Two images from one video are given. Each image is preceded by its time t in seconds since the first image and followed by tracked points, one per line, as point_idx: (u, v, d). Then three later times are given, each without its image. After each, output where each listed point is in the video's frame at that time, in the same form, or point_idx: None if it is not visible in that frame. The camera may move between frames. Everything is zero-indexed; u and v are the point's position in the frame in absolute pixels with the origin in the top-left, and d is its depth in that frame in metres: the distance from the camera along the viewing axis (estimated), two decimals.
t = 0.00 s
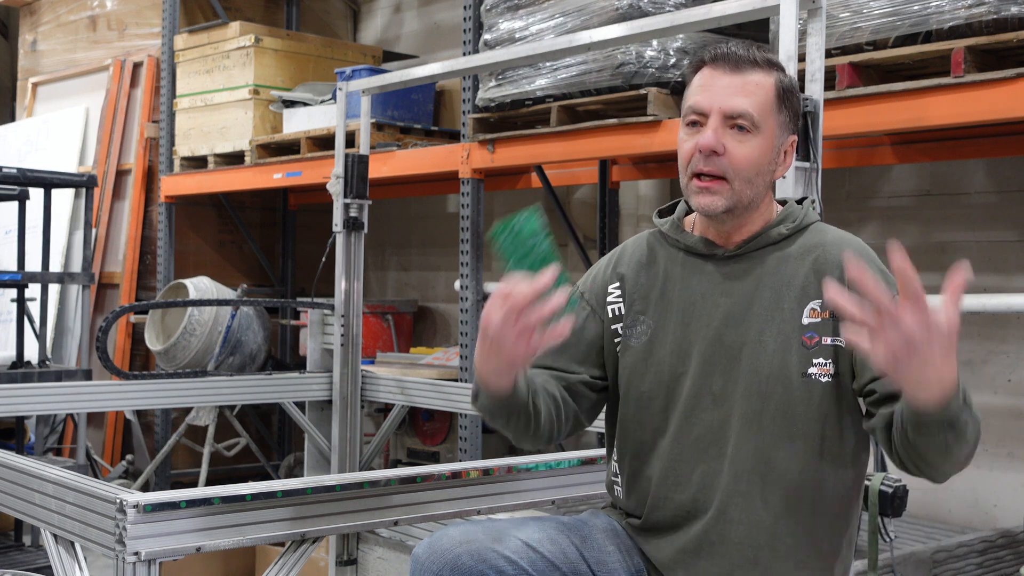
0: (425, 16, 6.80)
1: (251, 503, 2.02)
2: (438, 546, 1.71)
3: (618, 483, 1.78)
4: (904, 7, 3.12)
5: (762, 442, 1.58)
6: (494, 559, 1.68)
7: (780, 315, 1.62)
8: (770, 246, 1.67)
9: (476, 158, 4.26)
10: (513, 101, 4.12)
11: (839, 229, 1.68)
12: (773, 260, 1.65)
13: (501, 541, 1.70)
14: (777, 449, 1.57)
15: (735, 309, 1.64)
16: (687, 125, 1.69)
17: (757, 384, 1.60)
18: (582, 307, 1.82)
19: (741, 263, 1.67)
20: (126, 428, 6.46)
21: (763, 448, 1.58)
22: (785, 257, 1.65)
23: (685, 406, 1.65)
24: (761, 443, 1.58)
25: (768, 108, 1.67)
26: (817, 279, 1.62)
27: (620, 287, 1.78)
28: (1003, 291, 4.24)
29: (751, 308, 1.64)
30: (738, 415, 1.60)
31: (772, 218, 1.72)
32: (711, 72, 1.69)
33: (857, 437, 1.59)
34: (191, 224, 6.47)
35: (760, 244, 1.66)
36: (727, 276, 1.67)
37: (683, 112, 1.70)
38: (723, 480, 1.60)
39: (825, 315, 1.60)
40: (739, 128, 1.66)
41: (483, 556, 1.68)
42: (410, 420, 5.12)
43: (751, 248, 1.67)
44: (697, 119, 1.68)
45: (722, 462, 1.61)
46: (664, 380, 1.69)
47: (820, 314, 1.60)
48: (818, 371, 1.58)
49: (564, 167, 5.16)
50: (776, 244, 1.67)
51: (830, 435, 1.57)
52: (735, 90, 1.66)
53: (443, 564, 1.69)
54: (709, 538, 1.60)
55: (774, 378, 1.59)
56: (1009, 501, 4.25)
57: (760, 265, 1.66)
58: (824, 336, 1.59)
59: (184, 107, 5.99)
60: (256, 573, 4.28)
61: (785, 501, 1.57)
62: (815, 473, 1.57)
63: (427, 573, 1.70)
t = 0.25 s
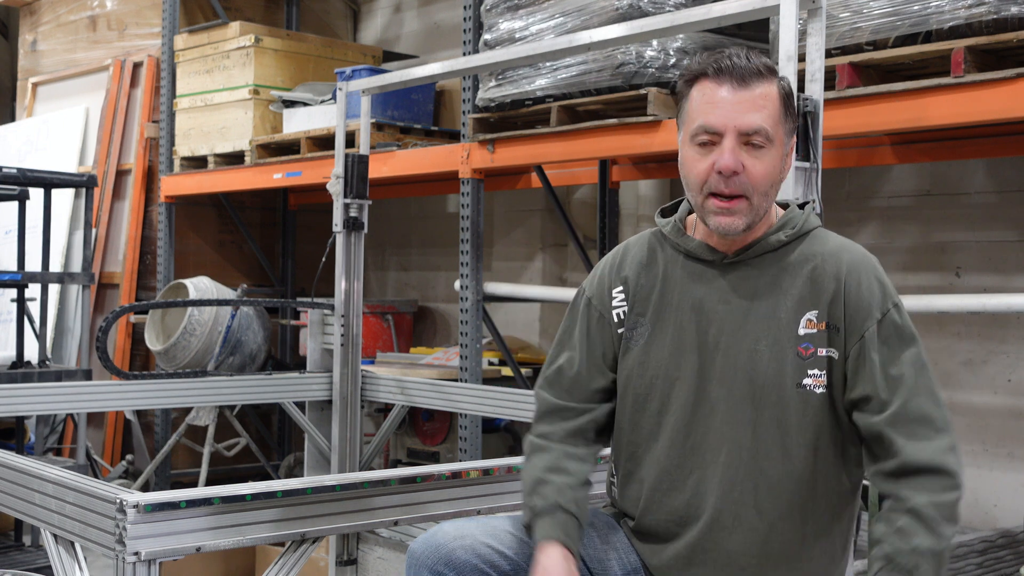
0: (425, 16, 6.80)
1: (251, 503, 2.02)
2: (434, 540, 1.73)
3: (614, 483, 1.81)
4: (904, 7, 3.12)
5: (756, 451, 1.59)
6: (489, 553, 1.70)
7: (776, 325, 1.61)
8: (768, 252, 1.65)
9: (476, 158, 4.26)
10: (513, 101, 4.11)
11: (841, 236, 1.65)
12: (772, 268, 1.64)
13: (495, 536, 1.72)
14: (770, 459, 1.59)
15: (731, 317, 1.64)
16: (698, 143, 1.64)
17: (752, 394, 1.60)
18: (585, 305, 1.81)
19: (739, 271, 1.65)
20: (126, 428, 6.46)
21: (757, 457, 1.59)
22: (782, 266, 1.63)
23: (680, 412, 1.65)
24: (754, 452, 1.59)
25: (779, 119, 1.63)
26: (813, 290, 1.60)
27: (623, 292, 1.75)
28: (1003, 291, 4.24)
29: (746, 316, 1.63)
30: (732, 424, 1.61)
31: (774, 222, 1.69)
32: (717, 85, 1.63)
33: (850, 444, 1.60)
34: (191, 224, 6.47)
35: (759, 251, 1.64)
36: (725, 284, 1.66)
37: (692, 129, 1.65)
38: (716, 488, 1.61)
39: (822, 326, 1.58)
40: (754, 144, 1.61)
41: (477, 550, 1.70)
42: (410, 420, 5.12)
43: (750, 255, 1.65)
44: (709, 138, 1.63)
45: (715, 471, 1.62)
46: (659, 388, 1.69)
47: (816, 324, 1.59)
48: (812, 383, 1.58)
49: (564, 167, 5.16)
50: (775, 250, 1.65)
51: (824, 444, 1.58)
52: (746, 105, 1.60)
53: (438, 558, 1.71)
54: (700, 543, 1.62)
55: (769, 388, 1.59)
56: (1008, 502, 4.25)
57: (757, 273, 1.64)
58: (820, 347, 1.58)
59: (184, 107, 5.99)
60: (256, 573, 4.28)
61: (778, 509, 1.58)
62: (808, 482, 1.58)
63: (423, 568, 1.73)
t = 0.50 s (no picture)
0: (425, 15, 6.80)
1: (251, 503, 2.02)
2: (435, 541, 1.75)
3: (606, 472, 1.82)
4: (904, 7, 3.12)
5: (741, 456, 1.61)
6: (490, 554, 1.71)
7: (771, 334, 1.62)
8: (777, 259, 1.66)
9: (476, 158, 4.26)
10: (513, 101, 4.11)
11: (848, 250, 1.67)
12: (774, 275, 1.65)
13: (495, 537, 1.73)
14: (753, 464, 1.60)
15: (725, 321, 1.65)
16: (714, 142, 1.66)
17: (743, 400, 1.62)
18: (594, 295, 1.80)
19: (743, 276, 1.66)
20: (126, 428, 6.46)
21: (743, 461, 1.60)
22: (781, 277, 1.65)
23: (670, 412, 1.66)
24: (739, 457, 1.61)
25: (797, 126, 1.64)
26: (809, 304, 1.61)
27: (631, 282, 1.75)
28: (1003, 291, 4.24)
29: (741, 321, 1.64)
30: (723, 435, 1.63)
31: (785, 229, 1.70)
32: (737, 86, 1.64)
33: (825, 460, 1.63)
34: (191, 224, 6.47)
35: (769, 257, 1.65)
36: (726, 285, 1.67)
37: (708, 129, 1.67)
38: (699, 490, 1.63)
39: (818, 340, 1.60)
40: (770, 146, 1.63)
41: (478, 551, 1.71)
42: (410, 420, 5.12)
43: (758, 260, 1.66)
44: (726, 137, 1.65)
45: (701, 478, 1.63)
46: (650, 391, 1.70)
47: (813, 338, 1.60)
48: (801, 395, 1.60)
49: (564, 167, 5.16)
50: (784, 258, 1.66)
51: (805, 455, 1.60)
52: (765, 109, 1.62)
53: (440, 558, 1.72)
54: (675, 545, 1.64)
55: (761, 396, 1.60)
56: (1008, 502, 4.25)
57: (758, 282, 1.65)
58: (813, 361, 1.60)
59: (184, 107, 5.99)
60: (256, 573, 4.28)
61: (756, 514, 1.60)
62: (789, 491, 1.60)
63: (424, 568, 1.74)
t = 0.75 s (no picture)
0: (425, 15, 6.80)
1: (251, 503, 2.02)
2: (433, 548, 1.74)
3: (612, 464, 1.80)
4: (904, 7, 3.12)
5: (757, 444, 1.60)
6: (487, 561, 1.70)
7: (785, 322, 1.62)
8: (783, 249, 1.67)
9: (476, 158, 4.26)
10: (513, 101, 4.11)
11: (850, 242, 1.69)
12: (782, 265, 1.66)
13: (493, 543, 1.72)
14: (769, 452, 1.59)
15: (738, 310, 1.65)
16: (720, 118, 1.69)
17: (758, 388, 1.61)
18: (594, 290, 1.80)
19: (752, 265, 1.67)
20: (126, 428, 6.46)
21: (759, 450, 1.60)
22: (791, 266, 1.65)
23: (683, 402, 1.66)
24: (755, 446, 1.60)
25: (801, 107, 1.67)
26: (822, 291, 1.62)
27: (633, 273, 1.76)
28: (1003, 291, 4.24)
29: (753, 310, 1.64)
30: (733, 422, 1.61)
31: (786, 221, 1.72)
32: (745, 66, 1.69)
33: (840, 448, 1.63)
34: (191, 224, 6.47)
35: (774, 246, 1.66)
36: (735, 275, 1.67)
37: (715, 105, 1.70)
38: (714, 480, 1.61)
39: (831, 326, 1.60)
40: (773, 123, 1.66)
41: (476, 558, 1.70)
42: (410, 420, 5.12)
43: (765, 250, 1.66)
44: (731, 113, 1.68)
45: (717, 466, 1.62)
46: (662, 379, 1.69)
47: (826, 324, 1.61)
48: (817, 382, 1.59)
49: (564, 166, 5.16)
50: (788, 249, 1.67)
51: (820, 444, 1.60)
52: (770, 86, 1.66)
53: (437, 565, 1.71)
54: (692, 535, 1.62)
55: (775, 383, 1.60)
56: (1008, 502, 4.25)
57: (770, 270, 1.66)
58: (828, 347, 1.60)
59: (184, 107, 5.99)
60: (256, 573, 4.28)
61: (773, 504, 1.59)
62: (805, 478, 1.59)
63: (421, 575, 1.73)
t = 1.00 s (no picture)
0: (425, 16, 6.80)
1: (251, 503, 2.02)
2: (434, 547, 1.72)
3: (616, 476, 1.78)
4: (904, 7, 3.12)
5: (767, 433, 1.59)
6: (490, 560, 1.69)
7: (790, 310, 1.61)
8: (781, 243, 1.67)
9: (476, 158, 4.26)
10: (513, 101, 4.11)
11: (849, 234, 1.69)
12: (785, 256, 1.66)
13: (495, 543, 1.72)
14: (779, 442, 1.58)
15: (743, 302, 1.64)
16: (695, 118, 1.72)
17: (764, 377, 1.60)
18: (595, 291, 1.79)
19: (754, 257, 1.67)
20: (126, 428, 6.46)
21: (766, 440, 1.59)
22: (795, 255, 1.65)
23: (689, 395, 1.65)
24: (765, 435, 1.59)
25: (772, 96, 1.68)
26: (825, 277, 1.62)
27: (635, 277, 1.76)
28: (1002, 291, 4.25)
29: (759, 301, 1.64)
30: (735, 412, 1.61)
31: (780, 218, 1.72)
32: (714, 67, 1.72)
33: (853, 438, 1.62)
34: (191, 224, 6.47)
35: (771, 239, 1.67)
36: (737, 267, 1.68)
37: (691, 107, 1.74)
38: (725, 472, 1.60)
39: (835, 312, 1.60)
40: (741, 114, 1.67)
41: (478, 558, 1.70)
42: (410, 420, 5.12)
43: (763, 244, 1.67)
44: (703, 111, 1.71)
45: (724, 457, 1.61)
46: (666, 372, 1.69)
47: (830, 310, 1.60)
48: (823, 368, 1.59)
49: (564, 167, 5.16)
50: (788, 242, 1.67)
51: (829, 429, 1.60)
52: (737, 79, 1.68)
53: (439, 565, 1.70)
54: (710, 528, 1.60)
55: (782, 371, 1.59)
56: (1009, 502, 4.25)
57: (771, 261, 1.66)
58: (833, 332, 1.59)
59: (184, 107, 5.99)
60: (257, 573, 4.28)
61: (786, 494, 1.58)
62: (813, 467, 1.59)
63: None
